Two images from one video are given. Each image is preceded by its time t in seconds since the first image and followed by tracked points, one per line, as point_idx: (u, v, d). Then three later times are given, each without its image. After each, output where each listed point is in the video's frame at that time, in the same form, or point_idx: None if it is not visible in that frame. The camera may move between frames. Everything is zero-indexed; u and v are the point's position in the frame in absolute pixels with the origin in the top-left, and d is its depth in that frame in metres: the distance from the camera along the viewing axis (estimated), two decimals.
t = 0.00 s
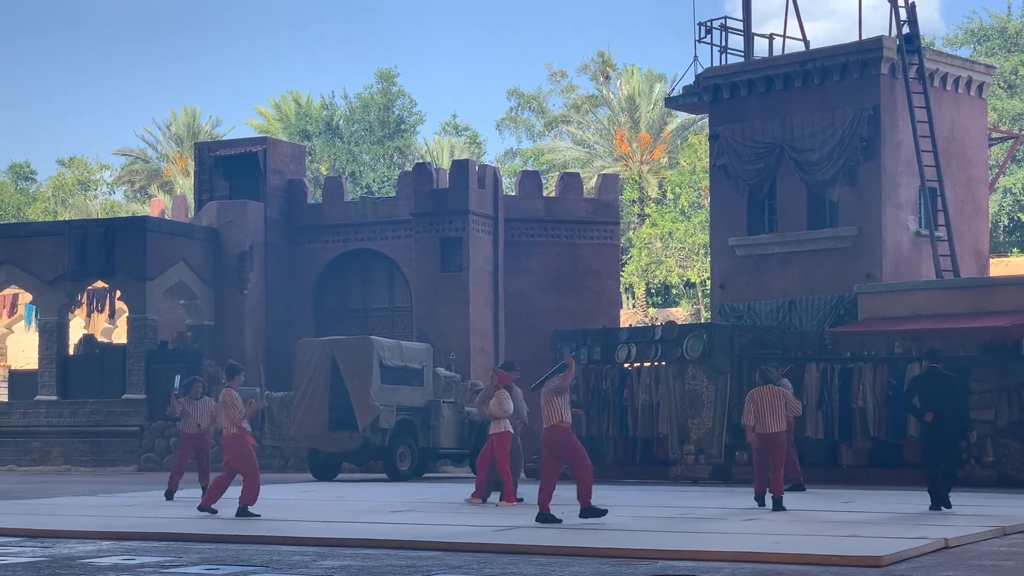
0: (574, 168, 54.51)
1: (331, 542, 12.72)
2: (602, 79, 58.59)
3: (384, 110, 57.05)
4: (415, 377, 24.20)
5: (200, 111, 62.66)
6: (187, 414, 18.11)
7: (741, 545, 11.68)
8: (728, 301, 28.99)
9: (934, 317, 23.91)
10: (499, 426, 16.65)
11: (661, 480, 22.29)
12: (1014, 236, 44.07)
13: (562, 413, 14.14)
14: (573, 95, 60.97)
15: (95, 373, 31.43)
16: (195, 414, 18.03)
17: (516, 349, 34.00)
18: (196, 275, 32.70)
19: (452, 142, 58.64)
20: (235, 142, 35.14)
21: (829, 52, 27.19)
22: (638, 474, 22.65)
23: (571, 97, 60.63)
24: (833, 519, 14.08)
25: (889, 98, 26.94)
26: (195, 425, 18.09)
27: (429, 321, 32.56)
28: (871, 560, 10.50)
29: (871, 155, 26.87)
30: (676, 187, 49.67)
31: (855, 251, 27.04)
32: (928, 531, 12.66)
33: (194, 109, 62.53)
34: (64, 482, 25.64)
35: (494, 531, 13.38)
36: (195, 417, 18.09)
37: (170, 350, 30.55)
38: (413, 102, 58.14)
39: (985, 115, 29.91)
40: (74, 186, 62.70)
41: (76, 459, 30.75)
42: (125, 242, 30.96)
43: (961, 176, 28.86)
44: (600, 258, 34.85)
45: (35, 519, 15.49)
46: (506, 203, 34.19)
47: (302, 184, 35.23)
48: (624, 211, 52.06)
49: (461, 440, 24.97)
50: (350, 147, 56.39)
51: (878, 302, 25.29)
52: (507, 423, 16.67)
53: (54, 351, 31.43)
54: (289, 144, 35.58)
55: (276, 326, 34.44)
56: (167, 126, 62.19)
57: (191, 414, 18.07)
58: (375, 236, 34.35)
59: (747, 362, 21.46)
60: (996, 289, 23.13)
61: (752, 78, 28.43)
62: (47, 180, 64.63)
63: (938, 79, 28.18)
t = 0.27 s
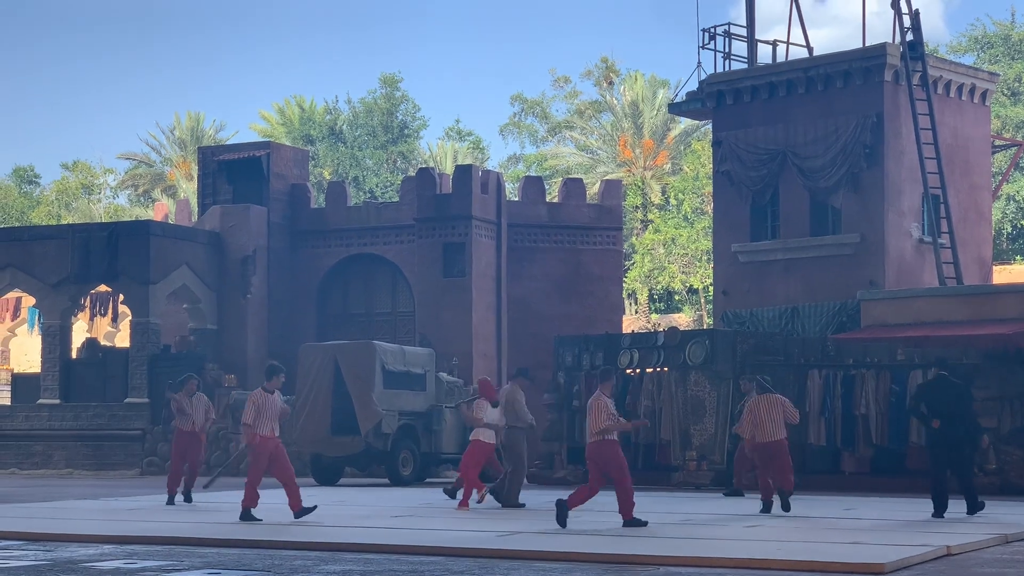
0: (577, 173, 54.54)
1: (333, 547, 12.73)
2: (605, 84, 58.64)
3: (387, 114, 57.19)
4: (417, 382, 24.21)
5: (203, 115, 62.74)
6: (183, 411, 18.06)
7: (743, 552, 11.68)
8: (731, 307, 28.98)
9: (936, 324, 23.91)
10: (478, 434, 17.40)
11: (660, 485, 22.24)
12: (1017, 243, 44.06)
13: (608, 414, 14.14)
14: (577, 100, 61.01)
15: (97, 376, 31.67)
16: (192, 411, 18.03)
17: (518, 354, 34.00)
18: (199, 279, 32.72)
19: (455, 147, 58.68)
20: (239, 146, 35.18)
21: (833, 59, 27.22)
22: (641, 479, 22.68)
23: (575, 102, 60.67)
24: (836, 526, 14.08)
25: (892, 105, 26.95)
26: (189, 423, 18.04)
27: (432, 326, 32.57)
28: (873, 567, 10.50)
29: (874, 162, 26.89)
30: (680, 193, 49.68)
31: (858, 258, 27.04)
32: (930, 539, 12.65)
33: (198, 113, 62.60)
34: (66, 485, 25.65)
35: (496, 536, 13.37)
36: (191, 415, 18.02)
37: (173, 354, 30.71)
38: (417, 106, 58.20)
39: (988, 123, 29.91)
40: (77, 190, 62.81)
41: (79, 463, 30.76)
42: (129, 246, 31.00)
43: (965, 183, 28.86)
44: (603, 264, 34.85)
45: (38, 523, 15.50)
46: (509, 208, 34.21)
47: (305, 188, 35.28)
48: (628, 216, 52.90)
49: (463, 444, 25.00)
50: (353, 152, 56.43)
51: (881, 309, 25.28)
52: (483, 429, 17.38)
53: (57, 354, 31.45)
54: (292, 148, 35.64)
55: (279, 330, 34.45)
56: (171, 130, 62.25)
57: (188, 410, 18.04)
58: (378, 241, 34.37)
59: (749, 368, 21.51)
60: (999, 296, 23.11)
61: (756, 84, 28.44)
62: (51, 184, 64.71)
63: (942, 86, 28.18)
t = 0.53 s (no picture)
0: (580, 178, 54.54)
1: (332, 551, 12.71)
2: (608, 89, 58.64)
3: (390, 118, 57.40)
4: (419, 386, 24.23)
5: (206, 118, 62.76)
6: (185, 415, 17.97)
7: (743, 558, 11.66)
8: (732, 313, 28.94)
9: (938, 331, 23.89)
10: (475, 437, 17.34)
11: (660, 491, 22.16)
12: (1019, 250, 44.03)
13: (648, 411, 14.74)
14: (579, 105, 61.02)
15: (100, 378, 31.65)
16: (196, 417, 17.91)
17: (520, 358, 33.98)
18: (201, 282, 32.71)
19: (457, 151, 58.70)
20: (242, 150, 35.19)
21: (835, 65, 27.21)
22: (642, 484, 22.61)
23: (578, 107, 60.67)
24: (837, 533, 14.04)
25: (895, 111, 26.93)
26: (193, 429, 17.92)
27: (433, 330, 32.54)
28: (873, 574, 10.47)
29: (876, 168, 26.89)
30: (682, 198, 49.65)
31: (861, 264, 27.02)
32: (931, 546, 12.62)
33: (200, 116, 62.63)
34: (67, 488, 25.63)
35: (496, 541, 13.35)
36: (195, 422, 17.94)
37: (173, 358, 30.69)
38: (419, 111, 58.29)
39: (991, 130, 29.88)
40: (80, 193, 62.87)
41: (79, 465, 30.74)
42: (130, 249, 31.00)
43: (967, 190, 28.84)
44: (605, 269, 34.82)
45: (38, 525, 15.50)
46: (511, 212, 34.19)
47: (307, 192, 35.28)
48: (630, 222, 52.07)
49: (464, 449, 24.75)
50: (356, 156, 56.45)
51: (883, 315, 25.24)
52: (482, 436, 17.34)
53: (58, 356, 31.43)
54: (295, 152, 35.65)
55: (280, 333, 34.43)
56: (173, 133, 62.26)
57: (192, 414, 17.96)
58: (380, 245, 34.37)
59: (751, 375, 21.44)
60: (1001, 303, 23.08)
61: (758, 90, 28.44)
62: (54, 186, 64.73)
63: (944, 93, 28.17)
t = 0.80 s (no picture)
0: (579, 181, 54.55)
1: (331, 554, 12.70)
2: (607, 93, 58.67)
3: (389, 122, 57.29)
4: (418, 389, 24.27)
5: (205, 121, 62.76)
6: (191, 411, 17.78)
7: (741, 561, 11.65)
8: (731, 316, 28.95)
9: (937, 334, 23.89)
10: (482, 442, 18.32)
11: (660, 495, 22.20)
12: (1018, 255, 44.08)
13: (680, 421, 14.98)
14: (578, 109, 61.04)
15: (99, 380, 31.50)
16: (202, 413, 17.68)
17: (518, 361, 33.98)
18: (200, 285, 32.70)
19: (456, 154, 58.72)
20: (241, 153, 35.19)
21: (834, 70, 27.23)
22: (641, 488, 22.61)
23: (577, 111, 60.69)
24: (836, 536, 14.03)
25: (894, 115, 26.95)
26: (201, 426, 17.78)
27: (432, 333, 32.54)
28: None
29: (875, 172, 26.91)
30: (681, 202, 49.66)
31: (859, 268, 27.04)
32: (930, 550, 12.60)
33: (199, 120, 62.63)
34: (65, 490, 25.61)
35: (495, 544, 13.34)
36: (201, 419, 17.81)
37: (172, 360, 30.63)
38: (419, 114, 58.29)
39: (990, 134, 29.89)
40: (79, 196, 62.89)
41: (78, 468, 30.73)
42: (130, 251, 31.00)
43: (966, 194, 28.85)
44: (604, 272, 34.80)
45: (37, 528, 15.48)
46: (509, 216, 34.20)
47: (306, 196, 35.29)
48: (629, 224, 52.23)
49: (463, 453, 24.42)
50: (355, 159, 56.42)
51: (882, 319, 25.25)
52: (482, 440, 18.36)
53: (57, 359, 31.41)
54: (294, 155, 35.67)
55: (279, 337, 34.42)
56: (172, 136, 62.22)
57: (198, 410, 17.75)
58: (378, 249, 34.39)
59: (749, 379, 21.52)
60: (999, 307, 23.08)
61: (758, 94, 28.45)
62: (52, 189, 64.73)
63: (943, 97, 28.19)
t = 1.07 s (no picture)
0: (576, 183, 54.59)
1: (328, 556, 12.70)
2: (604, 94, 58.72)
3: (386, 123, 57.20)
4: (414, 389, 24.24)
5: (202, 123, 62.77)
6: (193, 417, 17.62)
7: (739, 563, 11.66)
8: (728, 318, 28.97)
9: (934, 335, 23.86)
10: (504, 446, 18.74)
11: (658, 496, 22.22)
12: (1015, 256, 44.15)
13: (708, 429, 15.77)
14: (576, 110, 61.10)
15: (96, 383, 31.40)
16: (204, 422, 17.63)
17: (516, 363, 33.98)
18: (197, 287, 32.71)
19: (453, 156, 58.75)
20: (238, 154, 35.20)
21: (831, 71, 27.25)
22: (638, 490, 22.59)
23: (574, 112, 60.76)
24: (832, 537, 14.05)
25: (890, 116, 26.98)
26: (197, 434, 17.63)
27: (429, 335, 32.54)
28: None
29: (872, 173, 26.91)
30: (678, 204, 49.67)
31: (856, 269, 27.05)
32: (927, 551, 12.62)
33: (196, 121, 62.64)
34: (61, 492, 25.60)
35: (492, 545, 13.34)
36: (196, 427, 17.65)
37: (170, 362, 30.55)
38: (416, 116, 58.32)
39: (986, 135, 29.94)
40: (76, 197, 62.95)
41: (75, 470, 30.72)
42: (127, 253, 31.00)
43: (962, 196, 28.88)
44: (601, 274, 34.82)
45: (34, 529, 15.48)
46: (506, 217, 34.22)
47: (304, 197, 35.31)
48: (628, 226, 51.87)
49: (460, 454, 24.28)
50: (352, 160, 56.43)
51: (879, 320, 25.25)
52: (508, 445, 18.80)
53: (54, 361, 31.39)
54: (291, 157, 35.69)
55: (276, 338, 34.43)
56: (169, 138, 62.24)
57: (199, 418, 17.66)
58: (375, 250, 34.39)
59: (746, 381, 21.56)
60: (996, 308, 23.10)
61: (754, 95, 28.45)
62: (49, 190, 64.72)
63: (940, 98, 28.21)
